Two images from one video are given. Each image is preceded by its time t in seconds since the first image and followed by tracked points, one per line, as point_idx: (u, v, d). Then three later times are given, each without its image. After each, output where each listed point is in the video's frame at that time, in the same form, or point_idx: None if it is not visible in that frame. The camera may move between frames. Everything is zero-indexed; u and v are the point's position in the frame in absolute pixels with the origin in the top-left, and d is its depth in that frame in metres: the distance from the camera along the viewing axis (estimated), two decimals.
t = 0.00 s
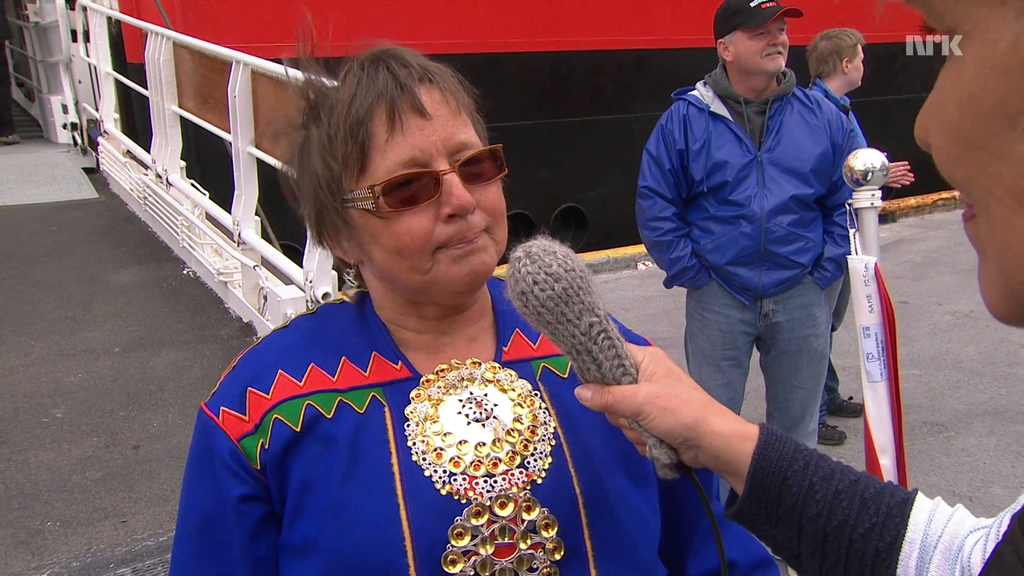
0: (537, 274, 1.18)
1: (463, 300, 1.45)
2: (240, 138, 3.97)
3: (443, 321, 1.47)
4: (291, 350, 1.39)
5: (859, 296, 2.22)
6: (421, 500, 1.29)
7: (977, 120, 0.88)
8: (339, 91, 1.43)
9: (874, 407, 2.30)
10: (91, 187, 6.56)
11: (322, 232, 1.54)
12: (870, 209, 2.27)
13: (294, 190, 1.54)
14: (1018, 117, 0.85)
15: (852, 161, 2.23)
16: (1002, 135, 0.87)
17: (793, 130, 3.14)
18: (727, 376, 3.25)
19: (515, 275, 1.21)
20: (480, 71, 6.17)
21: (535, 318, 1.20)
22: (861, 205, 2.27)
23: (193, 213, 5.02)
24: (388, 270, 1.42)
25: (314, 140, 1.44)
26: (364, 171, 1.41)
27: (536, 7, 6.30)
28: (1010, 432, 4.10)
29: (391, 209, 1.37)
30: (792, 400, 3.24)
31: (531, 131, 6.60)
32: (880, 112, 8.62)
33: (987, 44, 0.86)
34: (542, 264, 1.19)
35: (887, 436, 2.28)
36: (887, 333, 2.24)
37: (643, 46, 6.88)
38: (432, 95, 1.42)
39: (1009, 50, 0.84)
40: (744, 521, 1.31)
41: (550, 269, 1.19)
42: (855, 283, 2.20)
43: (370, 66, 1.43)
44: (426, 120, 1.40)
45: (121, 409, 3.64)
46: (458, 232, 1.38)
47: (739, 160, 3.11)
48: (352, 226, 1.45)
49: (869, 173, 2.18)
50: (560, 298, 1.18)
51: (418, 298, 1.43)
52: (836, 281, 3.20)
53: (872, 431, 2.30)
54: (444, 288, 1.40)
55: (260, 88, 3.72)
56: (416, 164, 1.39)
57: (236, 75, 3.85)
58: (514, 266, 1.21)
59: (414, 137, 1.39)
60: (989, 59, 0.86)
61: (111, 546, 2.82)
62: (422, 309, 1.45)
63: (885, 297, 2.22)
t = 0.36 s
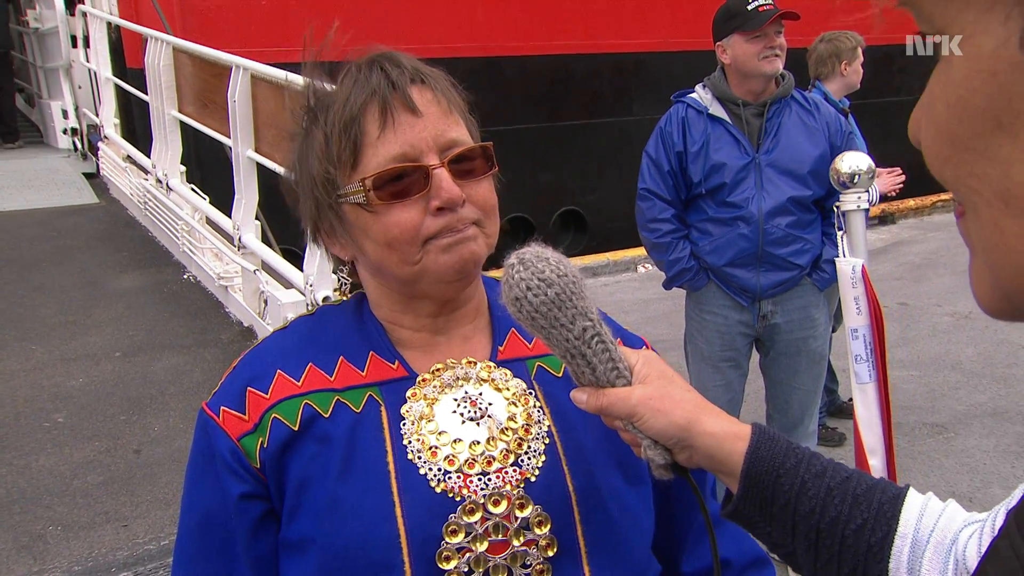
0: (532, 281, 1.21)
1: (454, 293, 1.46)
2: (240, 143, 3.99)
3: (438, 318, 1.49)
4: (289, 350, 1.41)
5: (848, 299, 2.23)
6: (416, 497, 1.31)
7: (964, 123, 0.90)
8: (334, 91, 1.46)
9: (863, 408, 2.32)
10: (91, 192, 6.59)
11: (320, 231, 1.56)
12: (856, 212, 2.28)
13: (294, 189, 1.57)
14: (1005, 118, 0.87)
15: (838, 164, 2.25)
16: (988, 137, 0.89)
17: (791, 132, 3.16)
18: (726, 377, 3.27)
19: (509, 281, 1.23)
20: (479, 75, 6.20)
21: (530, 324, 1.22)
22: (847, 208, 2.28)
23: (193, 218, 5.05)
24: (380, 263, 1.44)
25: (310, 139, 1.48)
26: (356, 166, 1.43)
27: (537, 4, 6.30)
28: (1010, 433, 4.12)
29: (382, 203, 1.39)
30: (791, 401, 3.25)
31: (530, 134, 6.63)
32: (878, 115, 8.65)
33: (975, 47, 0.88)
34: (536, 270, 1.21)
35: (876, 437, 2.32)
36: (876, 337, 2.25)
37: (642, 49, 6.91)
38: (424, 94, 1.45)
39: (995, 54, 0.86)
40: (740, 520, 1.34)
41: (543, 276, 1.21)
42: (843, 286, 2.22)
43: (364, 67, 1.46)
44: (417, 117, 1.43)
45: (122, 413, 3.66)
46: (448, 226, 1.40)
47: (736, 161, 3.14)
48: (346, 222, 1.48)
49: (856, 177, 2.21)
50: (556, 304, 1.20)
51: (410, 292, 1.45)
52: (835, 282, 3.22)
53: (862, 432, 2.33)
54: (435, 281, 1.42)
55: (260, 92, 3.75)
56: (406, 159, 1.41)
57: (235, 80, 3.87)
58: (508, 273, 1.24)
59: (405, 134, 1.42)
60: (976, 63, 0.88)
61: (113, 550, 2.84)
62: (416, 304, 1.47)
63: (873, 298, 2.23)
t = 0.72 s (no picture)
0: (585, 233, 1.11)
1: (461, 297, 1.48)
2: (239, 147, 4.01)
3: (444, 321, 1.50)
4: (296, 351, 1.41)
5: (854, 300, 2.25)
6: (423, 498, 1.33)
7: (938, 139, 0.91)
8: (347, 93, 1.47)
9: (869, 408, 2.34)
10: (91, 195, 6.60)
11: (327, 232, 1.57)
12: (864, 214, 2.30)
13: (303, 190, 1.58)
14: (976, 132, 0.87)
15: (845, 166, 2.28)
16: (962, 151, 0.89)
17: (790, 136, 3.17)
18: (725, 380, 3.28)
19: (554, 229, 1.13)
20: (478, 79, 6.21)
21: (569, 278, 1.13)
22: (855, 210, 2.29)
23: (193, 221, 5.06)
24: (389, 266, 1.45)
25: (322, 141, 1.49)
26: (368, 169, 1.44)
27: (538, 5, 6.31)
28: (1008, 436, 4.14)
29: (392, 205, 1.41)
30: (790, 404, 3.27)
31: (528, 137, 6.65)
32: (876, 118, 8.68)
33: (942, 69, 0.89)
34: (592, 222, 1.12)
35: (882, 437, 2.33)
36: (881, 337, 2.25)
37: (640, 53, 6.93)
38: (437, 99, 1.46)
39: (963, 72, 0.87)
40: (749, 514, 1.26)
41: (596, 229, 1.11)
42: (850, 287, 2.24)
43: (377, 71, 1.48)
44: (430, 122, 1.44)
45: (122, 417, 3.66)
46: (456, 229, 1.42)
47: (735, 164, 3.15)
48: (355, 224, 1.49)
49: (863, 179, 2.24)
50: (603, 262, 1.11)
51: (418, 295, 1.46)
52: (832, 285, 3.23)
53: (867, 432, 2.36)
54: (443, 284, 1.44)
55: (259, 96, 3.77)
56: (418, 163, 1.42)
57: (234, 84, 3.89)
58: (555, 221, 1.14)
59: (418, 138, 1.43)
60: (946, 82, 0.89)
61: (112, 553, 2.84)
62: (423, 308, 1.48)
63: (879, 299, 2.24)
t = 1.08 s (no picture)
0: (763, 270, 0.88)
1: (468, 296, 1.49)
2: (237, 146, 4.00)
3: (449, 319, 1.51)
4: (304, 348, 1.42)
5: (864, 295, 2.26)
6: (433, 494, 1.33)
7: (909, 160, 0.83)
8: (356, 90, 1.47)
9: (877, 401, 2.34)
10: (89, 194, 6.60)
11: (333, 230, 1.58)
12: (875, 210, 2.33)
13: (309, 187, 1.58)
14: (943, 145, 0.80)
15: (857, 162, 2.24)
16: (930, 171, 0.81)
17: (789, 134, 3.18)
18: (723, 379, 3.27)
19: (752, 270, 0.88)
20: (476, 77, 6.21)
21: (712, 308, 0.92)
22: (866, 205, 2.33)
23: (191, 220, 5.06)
24: (396, 264, 1.46)
25: (330, 138, 1.49)
26: (376, 166, 1.45)
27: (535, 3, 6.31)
28: (1006, 433, 4.15)
29: (401, 203, 1.42)
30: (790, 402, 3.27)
31: (526, 136, 6.65)
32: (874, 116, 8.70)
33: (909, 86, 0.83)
34: (782, 259, 0.88)
35: (889, 429, 2.35)
36: (892, 333, 2.28)
37: (639, 51, 6.93)
38: (446, 98, 1.47)
39: (923, 92, 0.81)
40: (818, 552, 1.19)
41: (797, 281, 0.88)
42: (861, 283, 2.26)
43: (387, 68, 1.48)
44: (438, 121, 1.45)
45: (121, 416, 3.66)
46: (464, 228, 1.44)
47: (734, 162, 3.16)
48: (363, 221, 1.49)
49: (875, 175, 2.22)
50: (793, 322, 0.89)
51: (424, 293, 1.47)
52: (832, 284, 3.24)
53: (875, 425, 2.36)
54: (450, 282, 1.44)
55: (257, 95, 3.77)
56: (427, 161, 1.43)
57: (233, 83, 3.89)
58: (750, 259, 0.89)
59: (427, 137, 1.44)
60: (907, 105, 0.83)
61: (111, 552, 2.84)
62: (429, 306, 1.49)
63: (890, 294, 2.27)
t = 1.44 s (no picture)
0: (876, 286, 0.87)
1: (468, 297, 1.48)
2: (240, 146, 4.00)
3: (448, 320, 1.50)
4: (302, 348, 1.41)
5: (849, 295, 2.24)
6: (433, 494, 1.33)
7: (896, 165, 0.81)
8: (359, 89, 1.47)
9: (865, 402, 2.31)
10: (92, 195, 6.61)
11: (332, 230, 1.57)
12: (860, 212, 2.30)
13: (308, 186, 1.58)
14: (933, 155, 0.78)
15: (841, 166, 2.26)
16: (917, 174, 0.80)
17: (793, 136, 3.18)
18: (726, 381, 3.25)
19: (857, 281, 0.88)
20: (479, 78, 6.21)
21: (815, 319, 0.90)
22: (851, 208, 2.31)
23: (194, 221, 5.06)
24: (396, 263, 1.46)
25: (332, 137, 1.49)
26: (377, 165, 1.44)
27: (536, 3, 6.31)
28: (1010, 436, 4.13)
29: (403, 202, 1.41)
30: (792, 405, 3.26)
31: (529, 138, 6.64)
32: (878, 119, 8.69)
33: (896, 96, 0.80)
34: (898, 279, 0.87)
35: (878, 429, 2.32)
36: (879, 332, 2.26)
37: (642, 53, 6.93)
38: (449, 98, 1.46)
39: (914, 97, 0.78)
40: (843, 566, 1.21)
41: (906, 311, 0.86)
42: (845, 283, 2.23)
43: (390, 68, 1.47)
44: (442, 121, 1.44)
45: (123, 416, 3.66)
46: (465, 228, 1.43)
47: (738, 164, 3.15)
48: (362, 220, 1.49)
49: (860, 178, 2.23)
50: (888, 354, 0.87)
51: (424, 293, 1.46)
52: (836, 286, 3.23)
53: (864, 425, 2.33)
54: (450, 283, 1.44)
55: (259, 96, 3.77)
56: (429, 161, 1.43)
57: (236, 83, 3.90)
58: (855, 275, 0.88)
59: (429, 136, 1.43)
60: (895, 109, 0.80)
61: (112, 552, 2.84)
62: (428, 306, 1.48)
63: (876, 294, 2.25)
